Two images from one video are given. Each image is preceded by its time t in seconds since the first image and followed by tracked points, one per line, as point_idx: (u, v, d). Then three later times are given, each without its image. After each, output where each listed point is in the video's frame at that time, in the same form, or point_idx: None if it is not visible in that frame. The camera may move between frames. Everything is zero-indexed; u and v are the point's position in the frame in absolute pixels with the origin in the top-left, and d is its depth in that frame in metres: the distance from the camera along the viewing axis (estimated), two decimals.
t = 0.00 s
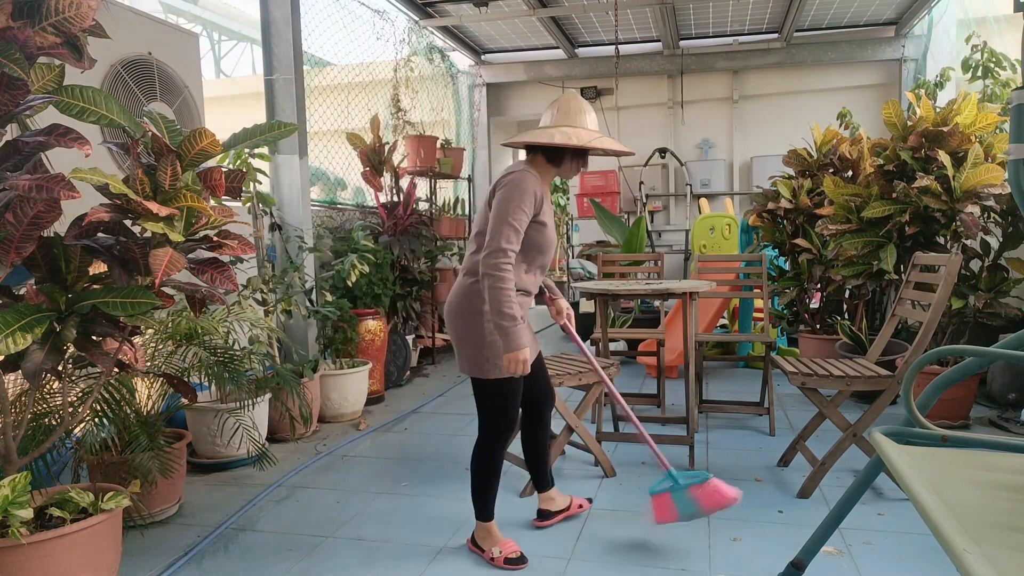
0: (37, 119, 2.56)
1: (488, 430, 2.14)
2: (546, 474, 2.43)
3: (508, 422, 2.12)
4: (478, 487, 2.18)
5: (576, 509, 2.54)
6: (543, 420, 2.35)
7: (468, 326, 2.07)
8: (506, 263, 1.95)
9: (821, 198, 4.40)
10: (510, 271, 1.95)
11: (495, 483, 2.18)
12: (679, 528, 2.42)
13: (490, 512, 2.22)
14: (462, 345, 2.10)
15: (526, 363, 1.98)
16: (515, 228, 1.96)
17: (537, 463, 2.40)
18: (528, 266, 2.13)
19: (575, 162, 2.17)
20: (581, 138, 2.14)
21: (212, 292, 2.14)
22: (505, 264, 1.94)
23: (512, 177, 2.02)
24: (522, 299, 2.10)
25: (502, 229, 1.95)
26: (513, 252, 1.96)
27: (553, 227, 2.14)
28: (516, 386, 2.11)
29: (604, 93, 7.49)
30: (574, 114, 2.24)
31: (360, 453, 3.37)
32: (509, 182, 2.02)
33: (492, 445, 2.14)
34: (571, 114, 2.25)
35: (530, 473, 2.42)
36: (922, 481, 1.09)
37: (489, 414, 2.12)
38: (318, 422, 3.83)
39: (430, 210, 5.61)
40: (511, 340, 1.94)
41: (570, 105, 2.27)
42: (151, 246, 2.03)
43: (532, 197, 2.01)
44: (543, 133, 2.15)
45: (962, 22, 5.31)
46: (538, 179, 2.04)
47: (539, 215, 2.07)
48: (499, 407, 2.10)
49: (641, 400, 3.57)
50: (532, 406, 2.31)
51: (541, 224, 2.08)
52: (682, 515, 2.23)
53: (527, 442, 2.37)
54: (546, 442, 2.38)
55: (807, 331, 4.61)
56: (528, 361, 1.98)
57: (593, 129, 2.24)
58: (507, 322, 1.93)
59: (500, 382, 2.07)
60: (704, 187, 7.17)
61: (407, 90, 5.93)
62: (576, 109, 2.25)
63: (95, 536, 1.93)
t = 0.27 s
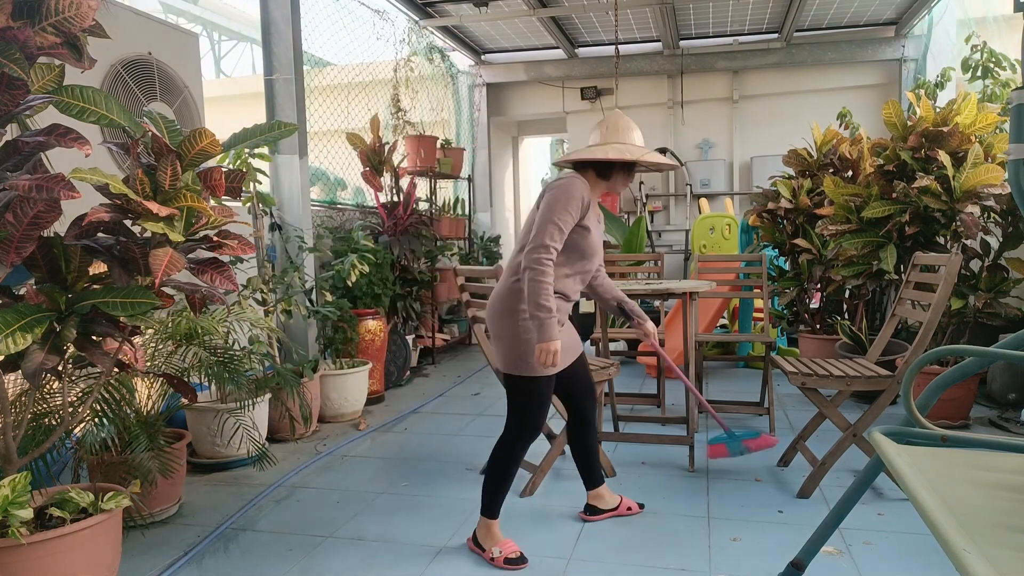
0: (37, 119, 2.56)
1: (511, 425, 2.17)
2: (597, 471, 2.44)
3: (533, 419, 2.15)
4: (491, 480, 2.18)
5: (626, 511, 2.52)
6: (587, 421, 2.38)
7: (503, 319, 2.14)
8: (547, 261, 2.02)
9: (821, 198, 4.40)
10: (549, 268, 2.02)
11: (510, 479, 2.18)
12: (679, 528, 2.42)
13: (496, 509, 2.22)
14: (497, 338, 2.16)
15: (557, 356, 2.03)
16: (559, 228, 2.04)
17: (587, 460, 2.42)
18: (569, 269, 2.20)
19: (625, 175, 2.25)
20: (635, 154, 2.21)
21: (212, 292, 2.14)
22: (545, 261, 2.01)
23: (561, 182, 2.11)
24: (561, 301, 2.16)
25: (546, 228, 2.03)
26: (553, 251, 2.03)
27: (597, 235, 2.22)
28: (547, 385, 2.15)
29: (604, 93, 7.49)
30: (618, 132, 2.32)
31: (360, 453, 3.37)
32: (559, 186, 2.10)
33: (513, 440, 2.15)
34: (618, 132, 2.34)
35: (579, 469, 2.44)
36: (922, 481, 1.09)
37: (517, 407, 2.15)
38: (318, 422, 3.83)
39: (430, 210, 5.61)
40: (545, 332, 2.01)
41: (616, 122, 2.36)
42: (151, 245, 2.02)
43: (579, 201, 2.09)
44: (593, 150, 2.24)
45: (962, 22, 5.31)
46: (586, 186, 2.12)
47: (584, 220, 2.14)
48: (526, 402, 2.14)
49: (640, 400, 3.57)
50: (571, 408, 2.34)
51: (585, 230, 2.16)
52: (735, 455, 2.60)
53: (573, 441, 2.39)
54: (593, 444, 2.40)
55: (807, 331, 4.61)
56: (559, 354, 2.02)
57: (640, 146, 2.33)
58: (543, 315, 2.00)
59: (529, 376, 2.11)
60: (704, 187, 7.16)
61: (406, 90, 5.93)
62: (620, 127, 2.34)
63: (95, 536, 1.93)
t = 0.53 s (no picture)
0: (37, 119, 2.56)
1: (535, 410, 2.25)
2: (601, 469, 2.45)
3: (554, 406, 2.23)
4: (514, 461, 2.27)
5: (626, 511, 2.52)
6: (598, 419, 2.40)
7: (544, 307, 2.21)
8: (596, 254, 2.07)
9: (821, 198, 4.40)
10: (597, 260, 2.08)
11: (530, 462, 2.27)
12: (679, 528, 2.42)
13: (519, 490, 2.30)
14: (535, 323, 2.23)
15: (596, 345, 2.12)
16: (610, 223, 2.09)
17: (592, 458, 2.43)
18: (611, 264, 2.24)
19: (674, 178, 2.30)
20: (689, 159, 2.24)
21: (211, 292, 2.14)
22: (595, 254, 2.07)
23: (614, 178, 2.15)
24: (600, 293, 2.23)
25: (597, 222, 2.08)
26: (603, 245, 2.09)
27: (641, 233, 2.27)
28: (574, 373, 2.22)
29: (604, 93, 7.49)
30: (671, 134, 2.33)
31: (360, 453, 3.37)
32: (612, 182, 2.15)
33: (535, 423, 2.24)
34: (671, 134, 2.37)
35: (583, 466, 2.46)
36: (921, 481, 1.09)
37: (543, 393, 2.23)
38: (318, 422, 3.83)
39: (430, 210, 5.61)
40: (587, 322, 2.09)
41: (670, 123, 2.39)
42: (151, 245, 2.02)
43: (630, 199, 2.14)
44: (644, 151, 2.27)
45: (962, 22, 5.31)
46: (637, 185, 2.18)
47: (631, 218, 2.20)
48: (551, 388, 2.21)
49: (640, 400, 3.56)
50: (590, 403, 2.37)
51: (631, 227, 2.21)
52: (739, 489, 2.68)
53: (582, 438, 2.41)
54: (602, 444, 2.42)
55: (807, 331, 4.61)
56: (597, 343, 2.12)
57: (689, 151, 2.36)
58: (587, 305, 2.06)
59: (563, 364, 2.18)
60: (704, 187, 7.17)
61: (406, 90, 5.93)
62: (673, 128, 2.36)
63: (95, 536, 1.93)
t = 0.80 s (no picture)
0: (37, 119, 2.56)
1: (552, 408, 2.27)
2: (603, 469, 2.45)
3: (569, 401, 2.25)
4: (536, 458, 2.30)
5: (626, 511, 2.52)
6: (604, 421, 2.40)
7: (559, 304, 2.21)
8: (608, 251, 2.08)
9: (821, 198, 4.40)
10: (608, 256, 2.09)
11: (552, 458, 2.30)
12: (680, 528, 2.42)
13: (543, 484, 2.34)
14: (550, 321, 2.24)
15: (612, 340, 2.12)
16: (620, 219, 2.09)
17: (593, 457, 2.42)
18: (621, 259, 2.23)
19: (684, 171, 2.27)
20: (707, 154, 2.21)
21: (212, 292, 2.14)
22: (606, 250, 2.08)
23: (623, 174, 2.16)
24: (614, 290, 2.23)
25: (608, 218, 2.09)
26: (613, 241, 2.09)
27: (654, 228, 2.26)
28: (593, 369, 2.23)
29: (604, 93, 7.49)
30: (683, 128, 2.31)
31: (361, 453, 3.37)
32: (622, 178, 2.15)
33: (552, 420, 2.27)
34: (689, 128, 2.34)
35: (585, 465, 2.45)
36: (921, 482, 1.09)
37: (560, 389, 2.25)
38: (318, 422, 3.83)
39: (430, 210, 5.61)
40: (603, 317, 2.08)
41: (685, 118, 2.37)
42: (151, 245, 2.02)
43: (640, 195, 2.14)
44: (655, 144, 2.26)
45: (962, 22, 5.30)
46: (647, 180, 2.17)
47: (643, 214, 2.19)
48: (569, 385, 2.22)
49: (641, 400, 3.56)
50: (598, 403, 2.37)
51: (644, 221, 2.20)
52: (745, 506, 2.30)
53: (584, 437, 2.41)
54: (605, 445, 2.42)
55: (807, 331, 4.61)
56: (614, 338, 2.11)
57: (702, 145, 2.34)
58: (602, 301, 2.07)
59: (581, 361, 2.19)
60: (704, 187, 7.17)
61: (406, 90, 5.93)
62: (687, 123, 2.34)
63: (95, 536, 1.93)
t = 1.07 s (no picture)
0: (37, 119, 2.56)
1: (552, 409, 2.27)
2: (604, 469, 2.45)
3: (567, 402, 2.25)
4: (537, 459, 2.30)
5: (626, 511, 2.52)
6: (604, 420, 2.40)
7: (553, 303, 2.22)
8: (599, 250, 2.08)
9: (821, 198, 4.40)
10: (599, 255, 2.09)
11: (554, 458, 2.30)
12: (679, 528, 2.42)
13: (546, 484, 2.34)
14: (545, 319, 2.25)
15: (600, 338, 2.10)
16: (613, 219, 2.09)
17: (594, 457, 2.42)
18: (618, 259, 2.22)
19: (688, 176, 2.25)
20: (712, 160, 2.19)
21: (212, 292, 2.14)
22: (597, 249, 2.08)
23: (620, 175, 2.15)
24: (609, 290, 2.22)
25: (600, 218, 2.09)
26: (605, 240, 2.09)
27: (653, 230, 2.23)
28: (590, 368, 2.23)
29: (604, 93, 7.48)
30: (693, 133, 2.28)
31: (361, 453, 3.37)
32: (618, 179, 2.15)
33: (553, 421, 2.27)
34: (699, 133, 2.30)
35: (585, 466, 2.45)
36: (922, 482, 1.09)
37: (559, 389, 2.25)
38: (318, 422, 3.83)
39: (430, 210, 5.61)
40: (591, 314, 2.07)
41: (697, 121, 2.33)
42: (151, 245, 2.02)
43: (636, 196, 2.13)
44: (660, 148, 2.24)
45: (962, 22, 5.30)
46: (644, 181, 2.16)
47: (640, 214, 2.17)
48: (568, 385, 2.23)
49: (641, 400, 3.56)
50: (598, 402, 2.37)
51: (642, 223, 2.18)
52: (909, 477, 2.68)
53: (585, 437, 2.41)
54: (605, 444, 2.42)
55: (807, 331, 4.61)
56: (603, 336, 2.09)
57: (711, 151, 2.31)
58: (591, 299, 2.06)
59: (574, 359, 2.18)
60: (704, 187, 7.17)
61: (406, 90, 5.93)
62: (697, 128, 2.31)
63: (95, 536, 1.93)
